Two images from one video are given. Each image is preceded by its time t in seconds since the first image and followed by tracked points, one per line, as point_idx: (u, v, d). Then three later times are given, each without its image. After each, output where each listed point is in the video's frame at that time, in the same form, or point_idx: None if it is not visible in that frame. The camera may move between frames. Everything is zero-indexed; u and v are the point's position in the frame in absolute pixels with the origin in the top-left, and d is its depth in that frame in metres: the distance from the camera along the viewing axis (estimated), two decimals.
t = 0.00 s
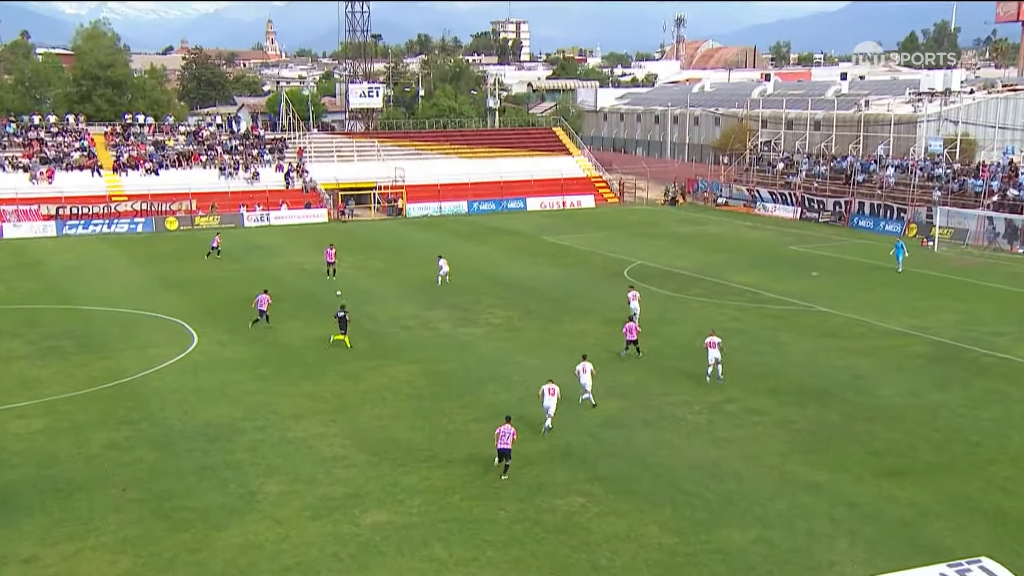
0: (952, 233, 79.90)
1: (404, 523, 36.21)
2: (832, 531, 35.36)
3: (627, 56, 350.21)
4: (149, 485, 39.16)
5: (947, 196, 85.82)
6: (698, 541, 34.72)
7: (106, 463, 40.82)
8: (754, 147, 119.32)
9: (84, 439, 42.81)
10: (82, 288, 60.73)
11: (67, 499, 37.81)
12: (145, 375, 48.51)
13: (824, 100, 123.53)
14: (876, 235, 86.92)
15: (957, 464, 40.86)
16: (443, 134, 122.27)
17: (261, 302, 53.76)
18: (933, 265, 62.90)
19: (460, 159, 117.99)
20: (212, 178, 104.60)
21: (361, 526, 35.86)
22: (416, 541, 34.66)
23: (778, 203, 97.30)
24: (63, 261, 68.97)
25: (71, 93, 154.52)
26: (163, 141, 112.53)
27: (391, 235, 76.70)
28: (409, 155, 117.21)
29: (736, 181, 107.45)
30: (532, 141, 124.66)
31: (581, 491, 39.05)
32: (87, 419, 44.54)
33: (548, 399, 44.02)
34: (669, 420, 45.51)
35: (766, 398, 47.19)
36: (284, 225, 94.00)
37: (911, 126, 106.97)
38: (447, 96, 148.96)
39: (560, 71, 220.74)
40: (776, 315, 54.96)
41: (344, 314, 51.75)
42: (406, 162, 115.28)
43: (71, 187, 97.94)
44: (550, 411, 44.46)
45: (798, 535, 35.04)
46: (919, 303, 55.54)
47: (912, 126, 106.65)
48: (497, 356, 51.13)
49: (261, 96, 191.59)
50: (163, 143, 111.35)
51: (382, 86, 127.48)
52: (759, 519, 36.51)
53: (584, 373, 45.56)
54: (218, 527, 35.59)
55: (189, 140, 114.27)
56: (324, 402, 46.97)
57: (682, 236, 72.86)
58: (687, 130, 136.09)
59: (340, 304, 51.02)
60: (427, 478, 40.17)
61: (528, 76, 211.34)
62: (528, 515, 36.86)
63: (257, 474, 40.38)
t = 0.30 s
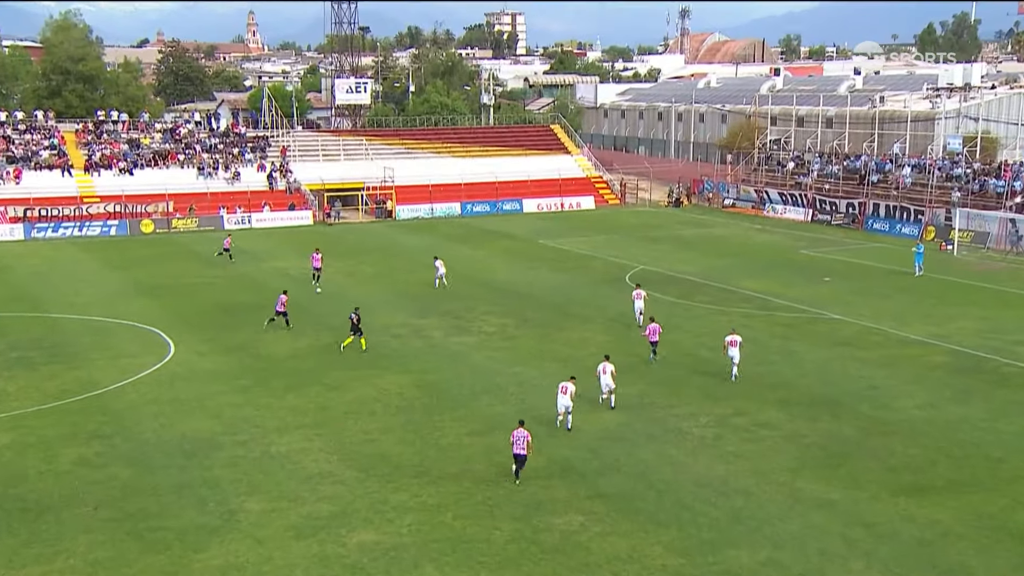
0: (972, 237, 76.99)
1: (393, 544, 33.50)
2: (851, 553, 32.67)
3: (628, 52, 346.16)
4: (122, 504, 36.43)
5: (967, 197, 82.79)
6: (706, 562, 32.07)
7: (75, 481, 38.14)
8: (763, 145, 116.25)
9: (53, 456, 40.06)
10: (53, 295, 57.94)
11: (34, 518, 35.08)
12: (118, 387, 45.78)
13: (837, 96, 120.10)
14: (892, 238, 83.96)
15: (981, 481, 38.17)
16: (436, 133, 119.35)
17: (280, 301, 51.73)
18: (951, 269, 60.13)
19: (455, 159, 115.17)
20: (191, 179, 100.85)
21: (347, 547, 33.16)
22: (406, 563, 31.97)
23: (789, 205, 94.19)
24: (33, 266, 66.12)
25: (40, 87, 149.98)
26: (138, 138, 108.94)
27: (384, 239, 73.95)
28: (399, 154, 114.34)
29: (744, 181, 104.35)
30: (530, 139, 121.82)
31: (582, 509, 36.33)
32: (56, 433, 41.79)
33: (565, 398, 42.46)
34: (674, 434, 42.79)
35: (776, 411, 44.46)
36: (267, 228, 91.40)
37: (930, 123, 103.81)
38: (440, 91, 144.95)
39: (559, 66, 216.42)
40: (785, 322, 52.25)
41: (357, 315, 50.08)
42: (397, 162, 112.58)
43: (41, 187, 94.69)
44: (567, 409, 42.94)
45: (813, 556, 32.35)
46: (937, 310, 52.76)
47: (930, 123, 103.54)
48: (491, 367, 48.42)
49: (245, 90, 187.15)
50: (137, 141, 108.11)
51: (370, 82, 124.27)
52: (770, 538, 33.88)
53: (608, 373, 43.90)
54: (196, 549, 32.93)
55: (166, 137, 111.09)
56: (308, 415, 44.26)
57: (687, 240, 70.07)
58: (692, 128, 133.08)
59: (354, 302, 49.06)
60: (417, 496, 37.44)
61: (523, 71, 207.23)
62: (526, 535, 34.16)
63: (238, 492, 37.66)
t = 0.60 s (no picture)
0: (984, 240, 74.33)
1: (376, 565, 31.16)
2: (863, 575, 30.41)
3: (621, 48, 342.02)
4: (90, 524, 33.99)
5: (979, 199, 80.34)
6: None
7: (39, 499, 35.77)
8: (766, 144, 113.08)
9: (15, 473, 37.60)
10: (19, 304, 55.39)
11: None
12: (86, 402, 43.31)
13: (841, 93, 116.99)
14: (900, 241, 81.70)
15: (996, 498, 35.93)
16: (421, 131, 116.78)
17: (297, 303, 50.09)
18: (960, 274, 57.84)
19: (442, 158, 112.61)
20: (164, 179, 98.62)
21: (328, 569, 30.84)
22: None
23: (792, 207, 91.76)
24: None
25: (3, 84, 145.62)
26: (109, 137, 106.19)
27: (371, 244, 71.55)
28: (382, 154, 111.90)
29: (746, 182, 101.88)
30: (522, 138, 119.33)
31: (576, 527, 34.00)
32: (19, 450, 39.33)
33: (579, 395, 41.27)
34: (672, 448, 40.45)
35: (779, 424, 42.19)
36: (243, 232, 89.17)
37: (940, 121, 100.53)
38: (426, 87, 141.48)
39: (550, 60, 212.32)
40: (788, 330, 49.98)
41: (366, 316, 48.82)
42: (382, 162, 110.02)
43: (6, 189, 91.97)
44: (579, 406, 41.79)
45: None
46: (947, 317, 50.44)
47: (941, 122, 100.31)
48: (480, 377, 46.10)
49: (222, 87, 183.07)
50: (107, 140, 105.32)
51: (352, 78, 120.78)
52: (777, 558, 31.62)
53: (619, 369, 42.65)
54: (168, 571, 30.58)
55: (137, 136, 108.25)
56: (287, 429, 41.85)
57: (685, 244, 67.72)
58: (692, 127, 129.81)
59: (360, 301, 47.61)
60: (402, 513, 35.06)
61: (512, 66, 203.89)
62: (516, 555, 31.84)
63: (212, 510, 35.26)
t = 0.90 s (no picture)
0: (991, 244, 72.60)
1: None
2: None
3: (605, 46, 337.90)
4: (45, 547, 31.60)
5: (982, 201, 77.90)
6: None
7: None
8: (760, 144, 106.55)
9: None
10: None
11: None
12: (43, 417, 40.88)
13: (839, 91, 110.51)
14: (901, 245, 79.33)
15: (1006, 514, 33.87)
16: (398, 129, 114.20)
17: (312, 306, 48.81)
18: (963, 280, 55.79)
19: (417, 158, 110.01)
20: (127, 181, 95.59)
21: None
22: None
23: (788, 211, 89.22)
24: None
25: None
26: (68, 136, 102.72)
27: (349, 248, 69.13)
28: (358, 153, 109.42)
29: (739, 184, 99.08)
30: (506, 138, 116.85)
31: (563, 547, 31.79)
32: None
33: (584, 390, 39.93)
34: (664, 463, 38.30)
35: (775, 436, 40.06)
36: (211, 236, 86.95)
37: (942, 120, 93.81)
38: (403, 85, 137.86)
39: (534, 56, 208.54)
40: (783, 338, 47.87)
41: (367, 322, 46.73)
42: (357, 163, 107.43)
43: None
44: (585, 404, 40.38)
45: None
46: (948, 324, 48.35)
47: (942, 120, 93.60)
48: (461, 389, 43.87)
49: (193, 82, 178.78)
50: (65, 139, 101.84)
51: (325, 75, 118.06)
52: None
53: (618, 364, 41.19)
54: None
55: (98, 134, 104.69)
56: (258, 445, 39.55)
57: (675, 248, 65.51)
58: (682, 125, 121.27)
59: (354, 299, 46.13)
60: (380, 533, 32.78)
61: (495, 62, 200.49)
62: None
63: (178, 530, 32.91)
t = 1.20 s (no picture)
0: (989, 247, 68.90)
1: None
2: None
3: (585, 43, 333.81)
4: None
5: (981, 201, 74.84)
6: None
7: None
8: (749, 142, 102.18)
9: None
10: None
11: None
12: None
13: (832, 87, 106.93)
14: (896, 248, 75.89)
15: (1007, 528, 32.01)
16: (372, 128, 111.91)
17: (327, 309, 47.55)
18: (962, 284, 53.87)
19: (391, 157, 107.43)
20: (84, 181, 92.68)
21: None
22: None
23: (779, 212, 85.23)
24: None
25: None
26: (19, 134, 98.85)
27: (321, 252, 66.91)
28: (330, 152, 106.95)
29: (728, 184, 95.03)
30: (483, 136, 114.56)
31: (545, 565, 29.76)
32: None
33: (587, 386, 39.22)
34: (651, 476, 36.31)
35: (767, 448, 38.08)
36: (171, 239, 84.55)
37: (939, 117, 90.75)
38: (378, 80, 133.25)
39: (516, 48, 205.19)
40: (773, 345, 45.94)
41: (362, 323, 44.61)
42: (328, 162, 104.85)
43: None
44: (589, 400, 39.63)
45: None
46: (945, 330, 46.43)
47: (940, 117, 90.74)
48: (437, 399, 41.79)
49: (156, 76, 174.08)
50: (18, 137, 98.51)
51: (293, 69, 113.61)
52: None
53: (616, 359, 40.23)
54: None
55: (53, 132, 101.60)
56: (222, 459, 37.37)
57: (662, 252, 63.56)
58: (668, 122, 118.95)
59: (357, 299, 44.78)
60: (352, 552, 30.66)
61: (472, 56, 198.19)
62: None
63: (136, 550, 30.72)
